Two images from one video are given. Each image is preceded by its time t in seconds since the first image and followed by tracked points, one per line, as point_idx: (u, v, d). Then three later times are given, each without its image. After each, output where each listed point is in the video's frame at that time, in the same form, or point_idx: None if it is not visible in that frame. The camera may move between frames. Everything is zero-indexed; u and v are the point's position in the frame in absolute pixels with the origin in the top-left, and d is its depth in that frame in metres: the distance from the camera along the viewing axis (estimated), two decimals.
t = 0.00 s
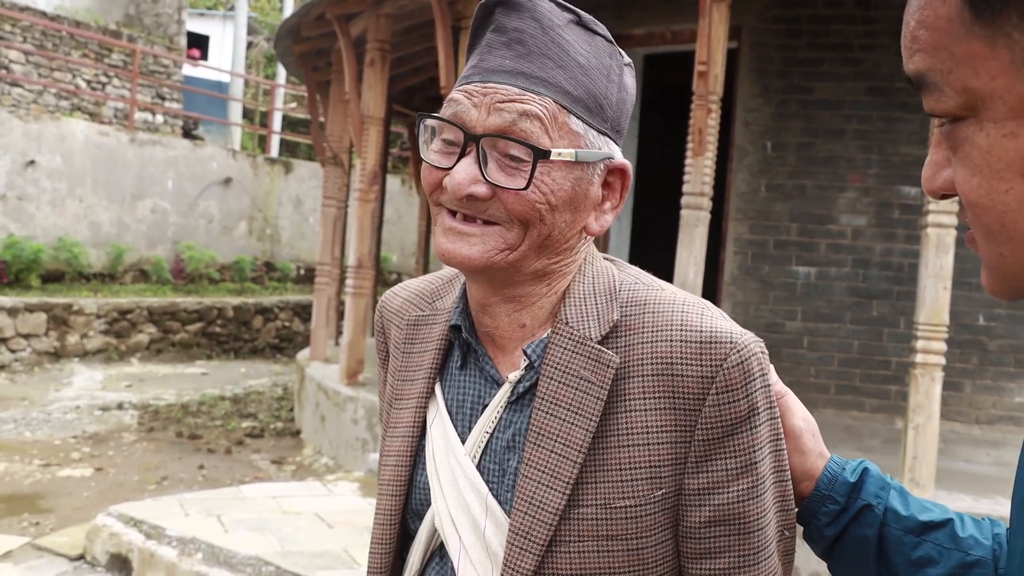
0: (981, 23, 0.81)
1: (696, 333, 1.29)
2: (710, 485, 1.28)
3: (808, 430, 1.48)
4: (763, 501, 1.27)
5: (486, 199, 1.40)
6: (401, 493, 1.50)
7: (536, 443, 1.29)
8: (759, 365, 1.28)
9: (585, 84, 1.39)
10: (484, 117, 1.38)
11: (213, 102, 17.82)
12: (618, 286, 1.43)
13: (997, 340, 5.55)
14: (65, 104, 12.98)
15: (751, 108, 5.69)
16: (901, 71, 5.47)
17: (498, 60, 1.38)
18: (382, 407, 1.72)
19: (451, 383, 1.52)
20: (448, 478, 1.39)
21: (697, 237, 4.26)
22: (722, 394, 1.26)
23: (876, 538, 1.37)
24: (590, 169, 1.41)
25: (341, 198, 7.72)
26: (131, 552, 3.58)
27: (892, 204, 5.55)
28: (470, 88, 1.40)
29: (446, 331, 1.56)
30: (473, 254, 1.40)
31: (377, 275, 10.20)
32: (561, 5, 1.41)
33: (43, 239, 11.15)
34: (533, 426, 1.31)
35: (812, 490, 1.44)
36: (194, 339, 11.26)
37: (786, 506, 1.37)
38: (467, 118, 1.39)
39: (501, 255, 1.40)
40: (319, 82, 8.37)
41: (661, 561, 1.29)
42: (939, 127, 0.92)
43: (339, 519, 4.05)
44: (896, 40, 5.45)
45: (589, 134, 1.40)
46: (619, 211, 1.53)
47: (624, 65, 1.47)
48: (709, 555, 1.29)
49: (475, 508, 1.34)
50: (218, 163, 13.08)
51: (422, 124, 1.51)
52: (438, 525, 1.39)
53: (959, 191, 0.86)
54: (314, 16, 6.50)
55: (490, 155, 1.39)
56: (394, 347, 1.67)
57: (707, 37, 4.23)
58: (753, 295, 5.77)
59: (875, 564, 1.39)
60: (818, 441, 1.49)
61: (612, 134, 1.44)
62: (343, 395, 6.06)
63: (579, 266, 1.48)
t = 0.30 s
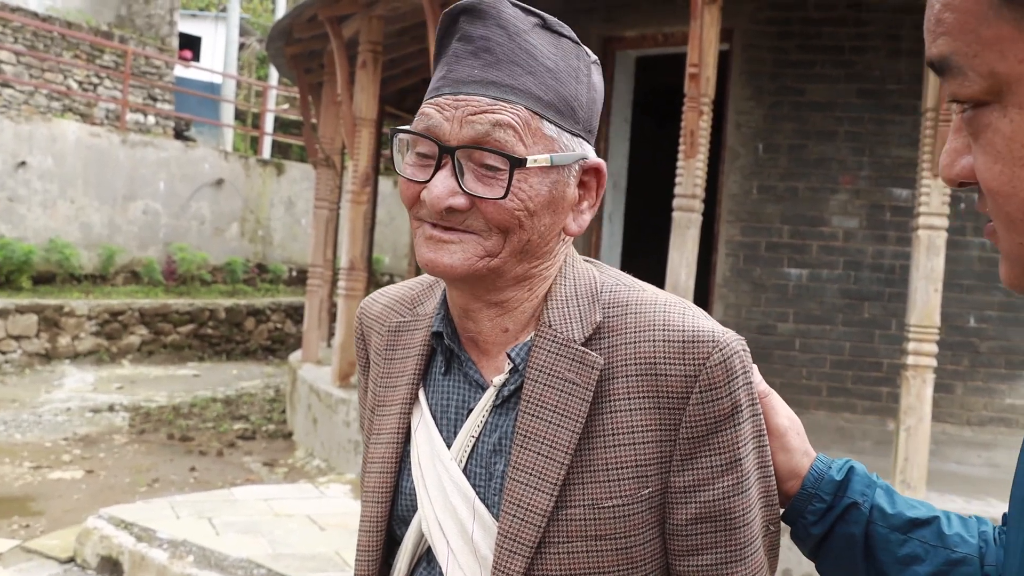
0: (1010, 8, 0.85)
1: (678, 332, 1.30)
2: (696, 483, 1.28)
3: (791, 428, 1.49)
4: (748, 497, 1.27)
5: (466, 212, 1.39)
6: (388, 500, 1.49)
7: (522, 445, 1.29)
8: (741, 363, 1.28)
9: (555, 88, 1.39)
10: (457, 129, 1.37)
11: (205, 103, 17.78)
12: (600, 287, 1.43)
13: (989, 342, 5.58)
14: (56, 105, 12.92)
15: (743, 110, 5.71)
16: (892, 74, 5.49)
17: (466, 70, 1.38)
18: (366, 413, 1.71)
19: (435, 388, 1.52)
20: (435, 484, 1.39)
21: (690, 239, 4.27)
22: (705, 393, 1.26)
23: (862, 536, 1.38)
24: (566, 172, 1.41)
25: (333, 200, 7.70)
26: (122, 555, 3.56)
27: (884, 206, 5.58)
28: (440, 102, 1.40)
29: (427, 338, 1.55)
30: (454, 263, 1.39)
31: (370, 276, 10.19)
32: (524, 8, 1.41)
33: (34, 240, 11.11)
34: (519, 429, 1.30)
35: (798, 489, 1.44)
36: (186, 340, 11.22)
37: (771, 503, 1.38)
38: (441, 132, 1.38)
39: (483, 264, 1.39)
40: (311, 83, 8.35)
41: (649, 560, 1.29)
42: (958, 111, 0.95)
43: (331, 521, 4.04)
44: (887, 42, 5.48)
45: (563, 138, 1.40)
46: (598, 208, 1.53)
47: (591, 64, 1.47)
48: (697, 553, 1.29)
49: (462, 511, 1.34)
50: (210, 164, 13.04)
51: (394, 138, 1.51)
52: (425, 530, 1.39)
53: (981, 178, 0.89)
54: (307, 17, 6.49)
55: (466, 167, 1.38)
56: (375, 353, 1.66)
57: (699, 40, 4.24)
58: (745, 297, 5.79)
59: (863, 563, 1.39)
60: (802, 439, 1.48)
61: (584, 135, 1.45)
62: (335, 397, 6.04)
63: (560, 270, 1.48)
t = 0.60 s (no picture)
0: None
1: (667, 332, 1.30)
2: (688, 482, 1.28)
3: (793, 428, 1.49)
4: (739, 496, 1.27)
5: (467, 222, 1.39)
6: (383, 503, 1.49)
7: (516, 446, 1.29)
8: (731, 362, 1.29)
9: (538, 90, 1.40)
10: (450, 143, 1.38)
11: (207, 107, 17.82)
12: (591, 289, 1.43)
13: (991, 345, 5.58)
14: (59, 108, 12.96)
15: (744, 114, 5.72)
16: (894, 77, 5.49)
17: (448, 84, 1.38)
18: (361, 418, 1.72)
19: (431, 392, 1.52)
20: (431, 486, 1.39)
21: (692, 242, 4.27)
22: (695, 392, 1.27)
23: (867, 535, 1.40)
24: (556, 171, 1.43)
25: (336, 204, 7.71)
26: (125, 557, 3.57)
27: (886, 209, 5.57)
28: (427, 120, 1.40)
29: (423, 344, 1.56)
30: (462, 273, 1.39)
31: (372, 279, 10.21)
32: (492, 16, 1.42)
33: (37, 243, 11.13)
34: (512, 431, 1.30)
35: (803, 489, 1.45)
36: (188, 343, 11.22)
37: (764, 502, 1.38)
38: (434, 147, 1.39)
39: (488, 271, 1.39)
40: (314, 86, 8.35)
41: (641, 559, 1.29)
42: None
43: (333, 524, 4.04)
44: (888, 46, 5.48)
45: (550, 138, 1.42)
46: (586, 202, 1.55)
47: (562, 61, 1.49)
48: (689, 551, 1.29)
49: (457, 513, 1.34)
50: (212, 167, 13.07)
51: (382, 162, 1.51)
52: (422, 532, 1.39)
53: None
54: (309, 21, 6.50)
55: (463, 179, 1.39)
56: (371, 359, 1.67)
57: (701, 43, 4.25)
58: (747, 300, 5.79)
59: (869, 562, 1.41)
60: (805, 439, 1.49)
61: (567, 132, 1.47)
62: (337, 400, 6.04)
63: (553, 272, 1.48)
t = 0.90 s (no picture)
0: None
1: (670, 335, 1.30)
2: (688, 483, 1.28)
3: (795, 429, 1.47)
4: (740, 498, 1.28)
5: (475, 218, 1.39)
6: (382, 505, 1.49)
7: (519, 447, 1.28)
8: (732, 365, 1.29)
9: (535, 85, 1.41)
10: (455, 138, 1.38)
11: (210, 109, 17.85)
12: (593, 292, 1.44)
13: (994, 347, 5.57)
14: (62, 111, 12.98)
15: (747, 116, 5.72)
16: (896, 79, 5.49)
17: (448, 83, 1.39)
18: (360, 422, 1.71)
19: (432, 395, 1.52)
20: (431, 488, 1.39)
21: (694, 244, 4.27)
22: (697, 395, 1.27)
23: (874, 536, 1.40)
24: (556, 164, 1.44)
25: (338, 206, 7.71)
26: (128, 560, 3.57)
27: (889, 211, 5.56)
28: (430, 119, 1.40)
29: (423, 346, 1.56)
30: (474, 268, 1.38)
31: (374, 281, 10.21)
32: (484, 19, 1.44)
33: (40, 246, 11.15)
34: (515, 432, 1.30)
35: (808, 490, 1.44)
36: (191, 346, 11.23)
37: (760, 502, 1.39)
38: (440, 143, 1.39)
39: (499, 267, 1.39)
40: (316, 89, 8.36)
41: (642, 560, 1.29)
42: None
43: (336, 527, 4.04)
44: (891, 47, 5.48)
45: (550, 132, 1.43)
46: (584, 197, 1.56)
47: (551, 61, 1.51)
48: (689, 552, 1.29)
49: (459, 515, 1.34)
50: (214, 170, 13.08)
51: (387, 165, 1.51)
52: (423, 534, 1.39)
53: None
54: (312, 24, 6.51)
55: (469, 174, 1.39)
56: (371, 363, 1.67)
57: (703, 45, 4.25)
58: (749, 302, 5.79)
59: (876, 562, 1.41)
60: (810, 441, 1.47)
61: (564, 127, 1.48)
62: (340, 403, 6.04)
63: (555, 274, 1.49)
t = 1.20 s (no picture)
0: None
1: (677, 337, 1.30)
2: (696, 485, 1.28)
3: (802, 432, 1.47)
4: (748, 500, 1.27)
5: (459, 209, 1.38)
6: (390, 512, 1.49)
7: (526, 452, 1.28)
8: (740, 366, 1.29)
9: (495, 77, 1.42)
10: (423, 137, 1.39)
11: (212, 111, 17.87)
12: (598, 294, 1.43)
13: (996, 350, 5.56)
14: (64, 113, 13.01)
15: (749, 118, 5.72)
16: (898, 81, 5.48)
17: (410, 89, 1.41)
18: (367, 431, 1.71)
19: (438, 400, 1.52)
20: (437, 492, 1.39)
21: (697, 246, 4.27)
22: (704, 396, 1.27)
23: (882, 539, 1.39)
24: (533, 146, 1.43)
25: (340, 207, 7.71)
26: (129, 562, 3.57)
27: (891, 213, 5.56)
28: (397, 126, 1.42)
29: (428, 351, 1.56)
30: (468, 260, 1.37)
31: (376, 283, 10.21)
32: (437, 30, 1.47)
33: (42, 247, 11.16)
34: (522, 436, 1.30)
35: (816, 493, 1.44)
36: (193, 347, 11.24)
37: (768, 506, 1.38)
38: (410, 146, 1.40)
39: (493, 256, 1.38)
40: (318, 90, 8.37)
41: (652, 564, 1.28)
42: None
43: (337, 529, 4.05)
44: (893, 49, 5.48)
45: (519, 116, 1.43)
46: (571, 181, 1.56)
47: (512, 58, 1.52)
48: (698, 555, 1.28)
49: (465, 519, 1.33)
50: (216, 172, 13.08)
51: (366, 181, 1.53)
52: (429, 540, 1.38)
53: None
54: (314, 26, 6.51)
55: (445, 168, 1.39)
56: (375, 369, 1.67)
57: (705, 48, 4.25)
58: (751, 304, 5.78)
59: (884, 567, 1.40)
60: (816, 444, 1.47)
61: (535, 114, 1.48)
62: (341, 404, 6.04)
63: (557, 275, 1.48)
